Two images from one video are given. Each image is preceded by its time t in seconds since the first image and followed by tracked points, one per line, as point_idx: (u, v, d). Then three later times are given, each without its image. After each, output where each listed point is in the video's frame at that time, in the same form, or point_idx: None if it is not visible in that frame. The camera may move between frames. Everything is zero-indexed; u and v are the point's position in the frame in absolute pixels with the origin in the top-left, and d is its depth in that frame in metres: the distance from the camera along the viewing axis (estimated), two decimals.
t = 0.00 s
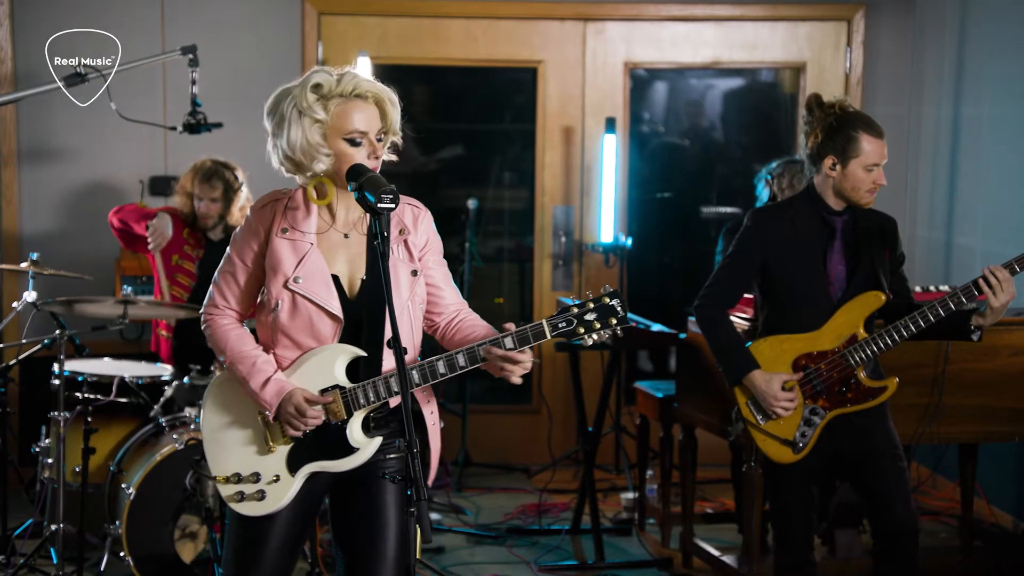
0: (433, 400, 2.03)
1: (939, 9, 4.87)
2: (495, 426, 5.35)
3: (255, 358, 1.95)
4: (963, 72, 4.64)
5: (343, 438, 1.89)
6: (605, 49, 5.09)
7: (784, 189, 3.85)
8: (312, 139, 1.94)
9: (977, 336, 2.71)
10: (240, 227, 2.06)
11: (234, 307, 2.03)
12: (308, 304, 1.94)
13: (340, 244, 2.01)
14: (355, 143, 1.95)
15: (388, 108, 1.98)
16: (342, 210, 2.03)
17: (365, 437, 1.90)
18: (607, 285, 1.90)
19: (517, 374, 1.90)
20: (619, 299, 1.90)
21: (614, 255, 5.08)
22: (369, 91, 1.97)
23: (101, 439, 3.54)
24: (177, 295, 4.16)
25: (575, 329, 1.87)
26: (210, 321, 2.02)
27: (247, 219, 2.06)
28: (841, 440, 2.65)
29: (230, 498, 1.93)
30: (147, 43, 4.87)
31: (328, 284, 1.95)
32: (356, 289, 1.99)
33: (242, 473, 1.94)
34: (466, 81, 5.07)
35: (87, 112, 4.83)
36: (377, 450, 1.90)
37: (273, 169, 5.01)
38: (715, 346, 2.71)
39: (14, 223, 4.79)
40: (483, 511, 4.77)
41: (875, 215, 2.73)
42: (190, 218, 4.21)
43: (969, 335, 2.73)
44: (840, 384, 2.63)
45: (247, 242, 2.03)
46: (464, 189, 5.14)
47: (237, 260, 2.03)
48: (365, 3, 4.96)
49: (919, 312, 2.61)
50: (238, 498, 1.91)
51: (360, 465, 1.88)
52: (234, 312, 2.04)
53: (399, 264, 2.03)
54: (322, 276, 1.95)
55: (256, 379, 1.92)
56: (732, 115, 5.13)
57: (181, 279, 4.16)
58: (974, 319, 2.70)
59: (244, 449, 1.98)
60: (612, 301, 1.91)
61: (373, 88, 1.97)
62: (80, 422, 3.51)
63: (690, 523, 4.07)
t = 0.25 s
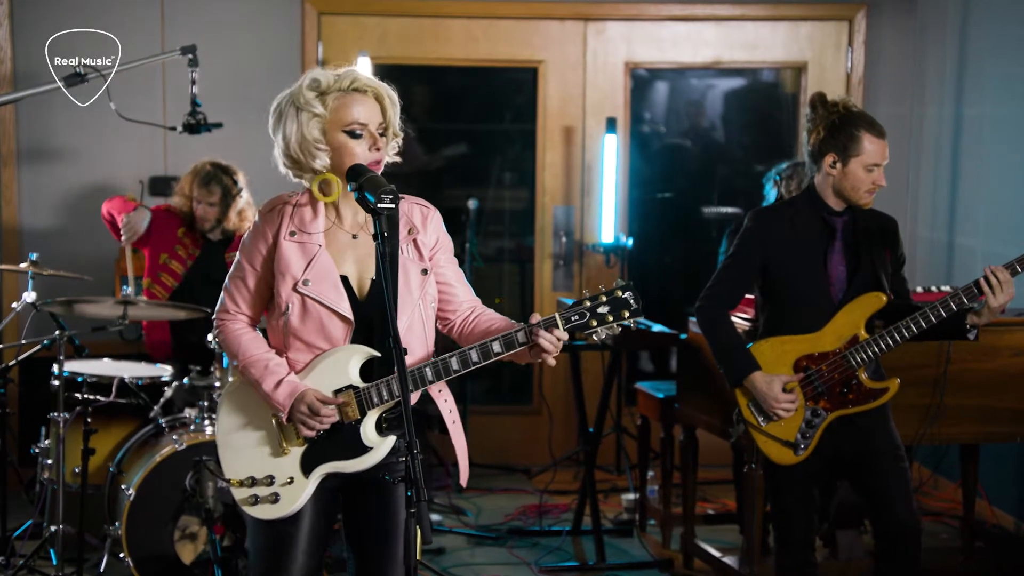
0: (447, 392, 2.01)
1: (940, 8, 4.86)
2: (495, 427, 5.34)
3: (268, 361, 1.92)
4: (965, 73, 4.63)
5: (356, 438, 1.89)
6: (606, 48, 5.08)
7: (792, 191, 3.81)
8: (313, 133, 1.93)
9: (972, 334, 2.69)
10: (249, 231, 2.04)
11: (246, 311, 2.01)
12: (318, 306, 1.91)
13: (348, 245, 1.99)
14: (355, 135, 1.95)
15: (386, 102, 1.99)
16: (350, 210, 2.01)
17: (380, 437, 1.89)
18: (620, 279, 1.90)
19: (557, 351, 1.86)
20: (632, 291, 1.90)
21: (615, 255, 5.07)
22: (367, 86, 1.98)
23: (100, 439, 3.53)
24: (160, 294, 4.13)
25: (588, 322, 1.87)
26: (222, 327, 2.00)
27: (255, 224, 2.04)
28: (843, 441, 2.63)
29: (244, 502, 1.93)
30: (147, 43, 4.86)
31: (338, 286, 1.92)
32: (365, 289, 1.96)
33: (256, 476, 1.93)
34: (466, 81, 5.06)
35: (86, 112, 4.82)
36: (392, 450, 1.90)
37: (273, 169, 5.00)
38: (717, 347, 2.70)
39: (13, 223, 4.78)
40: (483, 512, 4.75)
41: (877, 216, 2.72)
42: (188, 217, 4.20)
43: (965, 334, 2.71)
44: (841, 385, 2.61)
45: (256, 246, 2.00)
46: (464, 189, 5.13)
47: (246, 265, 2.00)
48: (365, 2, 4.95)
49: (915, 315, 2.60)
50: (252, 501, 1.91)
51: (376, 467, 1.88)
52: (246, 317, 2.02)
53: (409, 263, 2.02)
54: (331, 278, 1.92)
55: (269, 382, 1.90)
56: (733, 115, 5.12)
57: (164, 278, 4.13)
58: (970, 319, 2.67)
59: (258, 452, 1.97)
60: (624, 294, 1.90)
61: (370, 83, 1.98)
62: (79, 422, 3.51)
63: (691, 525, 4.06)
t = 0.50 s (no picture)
0: (446, 387, 2.00)
1: (942, 8, 4.85)
2: (496, 428, 5.33)
3: (266, 367, 1.92)
4: (967, 73, 4.62)
5: (357, 441, 1.87)
6: (607, 48, 5.07)
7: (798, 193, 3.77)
8: (292, 135, 2.00)
9: (960, 345, 2.67)
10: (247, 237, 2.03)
11: (246, 318, 2.00)
12: (316, 313, 1.90)
13: (346, 249, 1.98)
14: (333, 130, 1.92)
15: (373, 98, 1.96)
16: (347, 214, 2.01)
17: (380, 440, 1.88)
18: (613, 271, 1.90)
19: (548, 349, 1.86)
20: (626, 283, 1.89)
21: (616, 256, 5.06)
22: (352, 84, 1.97)
23: (100, 441, 3.52)
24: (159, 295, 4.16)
25: (583, 314, 1.85)
26: (222, 334, 1.99)
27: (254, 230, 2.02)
28: (841, 443, 2.63)
29: (250, 511, 1.92)
30: (147, 43, 4.85)
31: (334, 291, 1.91)
32: (364, 293, 1.96)
33: (261, 485, 1.93)
34: (468, 81, 5.05)
35: (87, 112, 4.82)
36: (392, 453, 1.88)
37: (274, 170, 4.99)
38: (719, 349, 2.70)
39: (13, 224, 4.77)
40: (484, 514, 4.74)
41: (881, 220, 2.71)
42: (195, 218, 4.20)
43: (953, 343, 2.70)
44: (843, 388, 2.61)
45: (253, 252, 1.99)
46: (466, 190, 5.12)
47: (245, 271, 1.99)
48: (366, 3, 4.94)
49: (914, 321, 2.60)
50: (258, 510, 1.90)
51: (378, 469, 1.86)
52: (246, 323, 2.01)
53: (408, 264, 2.00)
54: (329, 284, 1.91)
55: (266, 390, 1.89)
56: (734, 116, 5.11)
57: (164, 281, 4.15)
58: (957, 329, 2.66)
59: (261, 459, 1.96)
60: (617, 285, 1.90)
61: (357, 81, 1.97)
62: (79, 423, 3.49)
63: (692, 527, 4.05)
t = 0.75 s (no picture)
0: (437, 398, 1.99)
1: (944, 8, 4.83)
2: (497, 429, 5.32)
3: (258, 376, 1.89)
4: (969, 73, 4.61)
5: (353, 448, 1.86)
6: (608, 48, 5.06)
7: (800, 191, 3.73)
8: (291, 139, 1.95)
9: (960, 340, 2.66)
10: (240, 240, 1.99)
11: (235, 323, 1.97)
12: (311, 321, 1.89)
13: (345, 255, 1.96)
14: (331, 133, 1.92)
15: (370, 102, 1.95)
16: (347, 219, 1.98)
17: (377, 448, 1.87)
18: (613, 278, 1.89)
19: (545, 360, 1.86)
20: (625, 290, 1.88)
21: (618, 256, 5.05)
22: (350, 89, 1.96)
23: (100, 441, 3.51)
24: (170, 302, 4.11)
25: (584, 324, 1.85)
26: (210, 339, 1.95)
27: (246, 234, 1.99)
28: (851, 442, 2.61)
29: (244, 520, 1.93)
30: (147, 43, 4.84)
31: (332, 300, 1.90)
32: (361, 300, 1.93)
33: (252, 494, 1.93)
34: (468, 81, 5.04)
35: (87, 112, 4.81)
36: (389, 459, 1.87)
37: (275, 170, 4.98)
38: (720, 349, 2.68)
39: (14, 224, 4.77)
40: (485, 515, 4.73)
41: (877, 214, 2.69)
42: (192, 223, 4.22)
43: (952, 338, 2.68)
44: (847, 385, 2.59)
45: (248, 257, 1.96)
46: (467, 190, 5.11)
47: (237, 276, 1.96)
48: (367, 2, 4.93)
49: (916, 315, 2.57)
50: (251, 520, 1.91)
51: (375, 475, 1.85)
52: (235, 329, 1.98)
53: (405, 271, 2.00)
54: (326, 292, 1.90)
55: (259, 399, 1.87)
56: (736, 115, 5.09)
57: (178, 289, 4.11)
58: (957, 325, 2.64)
59: (254, 467, 1.96)
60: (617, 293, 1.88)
61: (355, 85, 1.96)
62: (79, 424, 3.49)
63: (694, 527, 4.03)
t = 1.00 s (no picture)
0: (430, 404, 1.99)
1: (951, 8, 4.81)
2: (501, 430, 5.30)
3: (256, 378, 1.87)
4: (976, 73, 4.59)
5: (351, 453, 1.85)
6: (613, 48, 5.04)
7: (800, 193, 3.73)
8: (294, 141, 1.95)
9: (966, 337, 2.63)
10: (238, 236, 1.96)
11: (231, 323, 1.93)
12: (312, 321, 1.88)
13: (348, 256, 1.95)
14: (335, 140, 1.90)
15: (375, 108, 1.93)
16: (348, 219, 1.97)
17: (375, 453, 1.86)
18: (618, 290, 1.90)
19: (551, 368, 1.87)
20: (630, 301, 1.90)
21: (622, 257, 5.03)
22: (355, 92, 1.94)
23: (104, 442, 3.52)
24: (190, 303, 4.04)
25: (591, 335, 1.86)
26: (204, 338, 1.91)
27: (246, 230, 1.96)
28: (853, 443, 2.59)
29: (232, 523, 1.90)
30: (151, 43, 4.84)
31: (334, 300, 1.89)
32: (362, 302, 1.92)
33: (243, 497, 1.90)
34: (472, 82, 5.03)
35: (91, 113, 4.81)
36: (387, 463, 1.86)
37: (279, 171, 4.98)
38: (725, 351, 2.67)
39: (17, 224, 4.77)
40: (489, 516, 4.72)
41: (881, 212, 2.67)
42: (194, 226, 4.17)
43: (959, 337, 2.65)
44: (852, 383, 2.57)
45: (250, 255, 1.92)
46: (471, 190, 5.10)
47: (236, 274, 1.92)
48: (371, 3, 4.92)
49: (924, 310, 2.56)
50: (241, 523, 1.88)
51: (370, 481, 1.85)
52: (230, 328, 1.94)
53: (405, 277, 1.98)
54: (328, 292, 1.89)
55: (257, 400, 1.85)
56: (741, 115, 5.07)
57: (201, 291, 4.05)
58: (961, 321, 2.62)
59: (244, 469, 1.92)
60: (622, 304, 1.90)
61: (360, 89, 1.94)
62: (82, 425, 3.50)
63: (698, 529, 4.02)
